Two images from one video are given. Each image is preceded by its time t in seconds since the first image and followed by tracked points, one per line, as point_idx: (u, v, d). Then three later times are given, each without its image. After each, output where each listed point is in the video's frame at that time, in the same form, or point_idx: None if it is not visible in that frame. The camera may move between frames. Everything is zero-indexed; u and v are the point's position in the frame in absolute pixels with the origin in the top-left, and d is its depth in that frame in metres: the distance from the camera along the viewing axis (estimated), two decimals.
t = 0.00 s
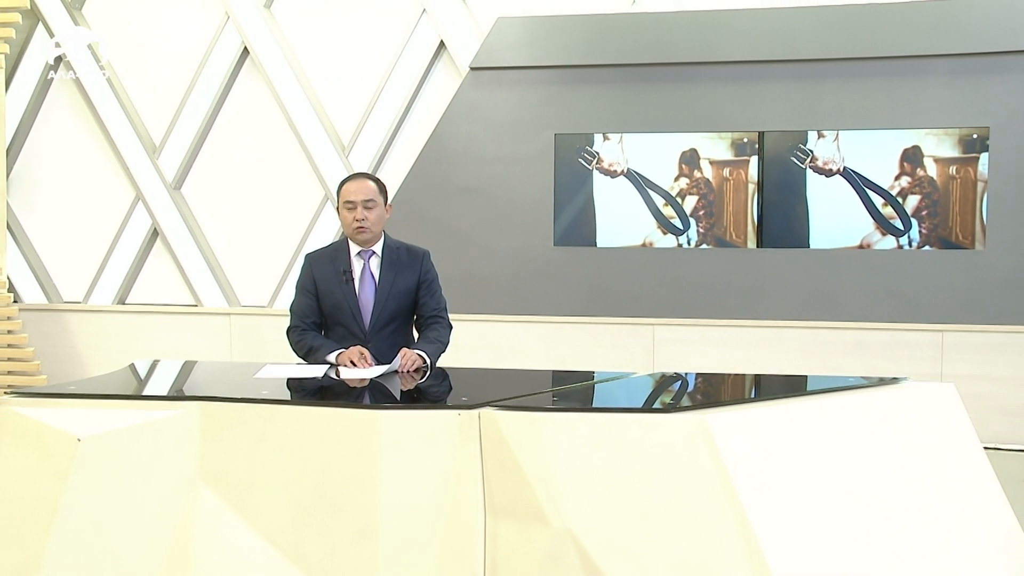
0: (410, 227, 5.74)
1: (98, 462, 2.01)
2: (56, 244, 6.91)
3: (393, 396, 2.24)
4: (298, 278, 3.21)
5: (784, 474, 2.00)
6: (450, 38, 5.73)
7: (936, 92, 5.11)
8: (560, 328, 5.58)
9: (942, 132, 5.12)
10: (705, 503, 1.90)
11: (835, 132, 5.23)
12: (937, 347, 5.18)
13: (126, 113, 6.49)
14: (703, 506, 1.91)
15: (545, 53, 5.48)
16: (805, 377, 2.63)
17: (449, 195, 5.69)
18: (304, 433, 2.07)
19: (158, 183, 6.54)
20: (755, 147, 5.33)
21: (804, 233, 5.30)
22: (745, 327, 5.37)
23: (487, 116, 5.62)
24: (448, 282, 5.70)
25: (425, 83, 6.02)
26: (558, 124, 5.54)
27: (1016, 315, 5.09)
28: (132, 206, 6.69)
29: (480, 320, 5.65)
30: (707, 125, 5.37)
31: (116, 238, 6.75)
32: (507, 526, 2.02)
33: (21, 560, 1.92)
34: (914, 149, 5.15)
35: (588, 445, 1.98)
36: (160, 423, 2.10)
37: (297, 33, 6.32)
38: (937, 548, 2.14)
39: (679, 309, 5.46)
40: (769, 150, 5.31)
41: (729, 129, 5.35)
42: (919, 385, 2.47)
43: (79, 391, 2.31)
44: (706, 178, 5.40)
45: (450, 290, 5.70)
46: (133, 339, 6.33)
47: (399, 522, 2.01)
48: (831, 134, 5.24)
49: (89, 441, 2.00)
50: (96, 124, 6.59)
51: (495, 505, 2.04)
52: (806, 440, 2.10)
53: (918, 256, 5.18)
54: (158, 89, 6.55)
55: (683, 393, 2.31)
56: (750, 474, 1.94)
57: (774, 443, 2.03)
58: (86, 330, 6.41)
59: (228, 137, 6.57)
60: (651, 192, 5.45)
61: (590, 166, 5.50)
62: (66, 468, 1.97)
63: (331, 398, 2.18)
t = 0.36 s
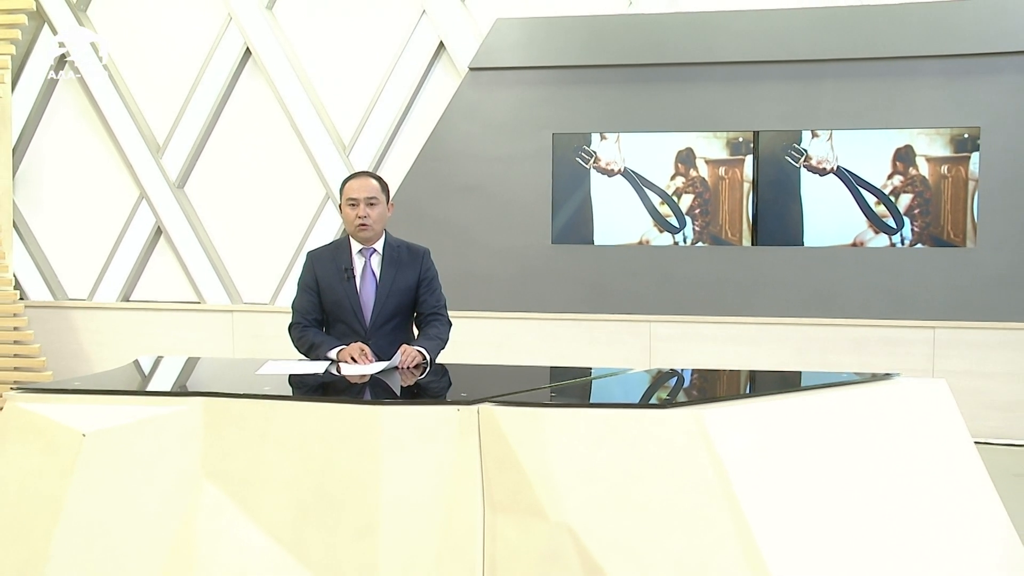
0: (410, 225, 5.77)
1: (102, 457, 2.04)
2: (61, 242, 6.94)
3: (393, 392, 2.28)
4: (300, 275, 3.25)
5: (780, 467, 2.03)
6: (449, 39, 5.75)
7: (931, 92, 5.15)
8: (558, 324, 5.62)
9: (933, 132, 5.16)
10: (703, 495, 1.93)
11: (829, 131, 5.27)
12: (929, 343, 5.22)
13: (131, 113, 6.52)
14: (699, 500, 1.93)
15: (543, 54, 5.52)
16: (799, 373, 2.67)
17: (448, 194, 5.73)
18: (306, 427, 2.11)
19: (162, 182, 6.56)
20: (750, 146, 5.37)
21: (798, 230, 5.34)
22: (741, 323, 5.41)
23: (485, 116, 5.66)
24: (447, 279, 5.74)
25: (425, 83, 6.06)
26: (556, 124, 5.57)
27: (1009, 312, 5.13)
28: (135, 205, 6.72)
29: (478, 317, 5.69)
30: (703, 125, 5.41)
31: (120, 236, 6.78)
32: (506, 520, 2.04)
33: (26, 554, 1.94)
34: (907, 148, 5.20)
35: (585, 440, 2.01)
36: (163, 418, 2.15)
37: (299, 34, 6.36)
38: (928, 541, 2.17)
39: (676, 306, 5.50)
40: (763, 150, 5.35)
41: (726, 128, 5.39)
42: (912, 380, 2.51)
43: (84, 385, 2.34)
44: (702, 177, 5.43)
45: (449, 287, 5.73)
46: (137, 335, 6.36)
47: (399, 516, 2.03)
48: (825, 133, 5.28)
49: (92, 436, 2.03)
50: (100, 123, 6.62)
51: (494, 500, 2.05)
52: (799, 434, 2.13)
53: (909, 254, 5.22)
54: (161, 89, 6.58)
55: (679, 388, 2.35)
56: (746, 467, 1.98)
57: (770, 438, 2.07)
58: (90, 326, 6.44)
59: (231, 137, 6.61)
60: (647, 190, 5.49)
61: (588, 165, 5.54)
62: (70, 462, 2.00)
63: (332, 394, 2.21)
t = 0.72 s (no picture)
0: (411, 223, 5.80)
1: (108, 452, 2.04)
2: (67, 239, 6.97)
3: (392, 388, 2.31)
4: (302, 273, 3.29)
5: (774, 463, 2.05)
6: (449, 40, 5.79)
7: (926, 93, 5.19)
8: (555, 321, 5.66)
9: (925, 131, 5.20)
10: (698, 487, 1.95)
11: (822, 131, 5.31)
12: (922, 339, 5.25)
13: (135, 113, 6.54)
14: (695, 495, 1.95)
15: (541, 54, 5.55)
16: (794, 369, 2.70)
17: (448, 192, 5.76)
18: (308, 423, 2.13)
19: (165, 181, 6.59)
20: (745, 146, 5.40)
21: (792, 228, 5.38)
22: (738, 320, 5.45)
23: (484, 116, 5.69)
24: (446, 276, 5.77)
25: (425, 83, 6.10)
26: (554, 123, 5.61)
27: (1001, 310, 5.18)
28: (140, 204, 6.76)
29: (477, 313, 5.73)
30: (699, 125, 5.45)
31: (124, 234, 6.82)
32: (506, 513, 2.08)
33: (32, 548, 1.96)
34: (900, 148, 5.23)
35: (584, 434, 2.04)
36: (167, 413, 2.16)
37: (301, 36, 6.40)
38: (916, 533, 2.20)
39: (672, 303, 5.53)
40: (758, 149, 5.38)
41: (721, 128, 5.42)
42: (903, 376, 2.56)
43: (89, 381, 2.38)
44: (697, 176, 5.47)
45: (448, 285, 5.77)
46: (141, 331, 6.39)
47: (399, 509, 2.08)
48: (819, 133, 5.31)
49: (98, 430, 2.04)
50: (105, 123, 6.64)
51: (493, 493, 2.09)
52: (793, 427, 2.16)
53: (901, 252, 5.26)
54: (165, 89, 6.61)
55: (675, 384, 2.39)
56: (742, 465, 1.98)
57: (764, 434, 2.09)
58: (96, 323, 6.47)
59: (234, 136, 6.64)
60: (644, 189, 5.53)
61: (585, 164, 5.58)
62: (76, 457, 2.01)
63: (333, 389, 2.24)
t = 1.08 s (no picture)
0: (411, 221, 5.83)
1: (113, 446, 2.04)
2: (72, 238, 7.00)
3: (392, 383, 2.34)
4: (304, 270, 3.32)
5: (767, 457, 2.09)
6: (449, 42, 5.84)
7: (921, 93, 5.23)
8: (553, 318, 5.69)
9: (917, 131, 5.25)
10: (689, 482, 2.00)
11: (816, 130, 5.35)
12: (913, 336, 5.29)
13: (139, 112, 6.57)
14: (689, 489, 2.00)
15: (540, 55, 5.59)
16: (789, 365, 2.74)
17: (447, 191, 5.80)
18: (309, 420, 2.14)
19: (169, 180, 6.62)
20: (740, 145, 5.45)
21: (787, 226, 5.42)
22: (734, 317, 5.49)
23: (483, 116, 5.73)
24: (445, 274, 5.81)
25: (425, 83, 6.14)
26: (552, 123, 5.65)
27: (995, 307, 5.22)
28: (143, 203, 6.80)
29: (476, 310, 5.77)
30: (695, 124, 5.49)
31: (128, 233, 6.86)
32: (503, 506, 2.14)
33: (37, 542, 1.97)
34: (892, 148, 5.28)
35: (580, 429, 2.07)
36: (171, 409, 2.16)
37: (303, 37, 6.43)
38: (907, 526, 2.24)
39: (669, 300, 5.57)
40: (753, 148, 5.42)
41: (716, 127, 5.47)
42: (896, 372, 2.60)
43: (94, 376, 2.41)
44: (693, 175, 5.52)
45: (447, 282, 5.80)
46: (145, 328, 6.42)
47: (400, 505, 2.09)
48: (813, 132, 5.35)
49: (104, 425, 2.03)
50: (109, 122, 6.67)
51: (491, 486, 2.15)
52: (785, 422, 2.20)
53: (893, 250, 5.31)
54: (168, 89, 6.65)
55: (671, 379, 2.43)
56: (736, 459, 2.03)
57: (760, 428, 2.13)
58: (101, 320, 6.50)
59: (237, 135, 6.67)
60: (641, 188, 5.57)
61: (582, 164, 5.62)
62: (81, 451, 2.01)
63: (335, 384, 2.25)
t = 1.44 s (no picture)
0: (411, 219, 5.87)
1: (118, 441, 2.08)
2: (77, 236, 7.03)
3: (391, 379, 2.38)
4: (306, 268, 3.36)
5: (762, 451, 2.13)
6: (449, 42, 5.88)
7: (917, 93, 5.27)
8: (551, 315, 5.73)
9: (910, 130, 5.28)
10: (683, 476, 2.03)
11: (811, 129, 5.39)
12: (906, 332, 5.34)
13: (143, 112, 6.59)
14: (683, 481, 2.03)
15: (538, 55, 5.62)
16: (783, 362, 2.79)
17: (446, 190, 5.84)
18: (309, 414, 2.18)
19: (172, 179, 6.64)
20: (736, 144, 5.48)
21: (782, 224, 5.46)
22: (731, 314, 5.53)
23: (483, 116, 5.76)
24: (445, 271, 5.85)
25: (425, 83, 6.18)
26: (551, 123, 5.68)
27: (989, 304, 5.25)
28: (147, 201, 6.85)
29: (474, 307, 5.80)
30: (690, 124, 5.53)
31: (132, 231, 6.90)
32: (501, 499, 2.16)
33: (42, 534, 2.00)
34: (885, 147, 5.32)
35: (577, 425, 2.11)
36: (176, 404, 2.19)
37: (305, 37, 6.47)
38: (901, 520, 2.28)
39: (666, 296, 5.61)
40: (749, 147, 5.46)
41: (712, 127, 5.50)
42: (888, 368, 2.64)
43: (99, 371, 2.45)
44: (689, 174, 5.55)
45: (446, 279, 5.85)
46: (149, 325, 6.45)
47: (399, 498, 2.12)
48: (807, 132, 5.40)
49: (108, 421, 2.06)
50: (114, 121, 6.71)
51: (490, 481, 2.17)
52: (779, 416, 2.24)
53: (886, 248, 5.35)
54: (172, 89, 6.68)
55: (667, 375, 2.47)
56: (732, 453, 2.06)
57: (754, 423, 2.16)
58: (105, 317, 6.53)
59: (239, 135, 6.71)
60: (638, 186, 5.61)
61: (580, 162, 5.65)
62: (86, 447, 2.04)
63: (336, 381, 2.29)
